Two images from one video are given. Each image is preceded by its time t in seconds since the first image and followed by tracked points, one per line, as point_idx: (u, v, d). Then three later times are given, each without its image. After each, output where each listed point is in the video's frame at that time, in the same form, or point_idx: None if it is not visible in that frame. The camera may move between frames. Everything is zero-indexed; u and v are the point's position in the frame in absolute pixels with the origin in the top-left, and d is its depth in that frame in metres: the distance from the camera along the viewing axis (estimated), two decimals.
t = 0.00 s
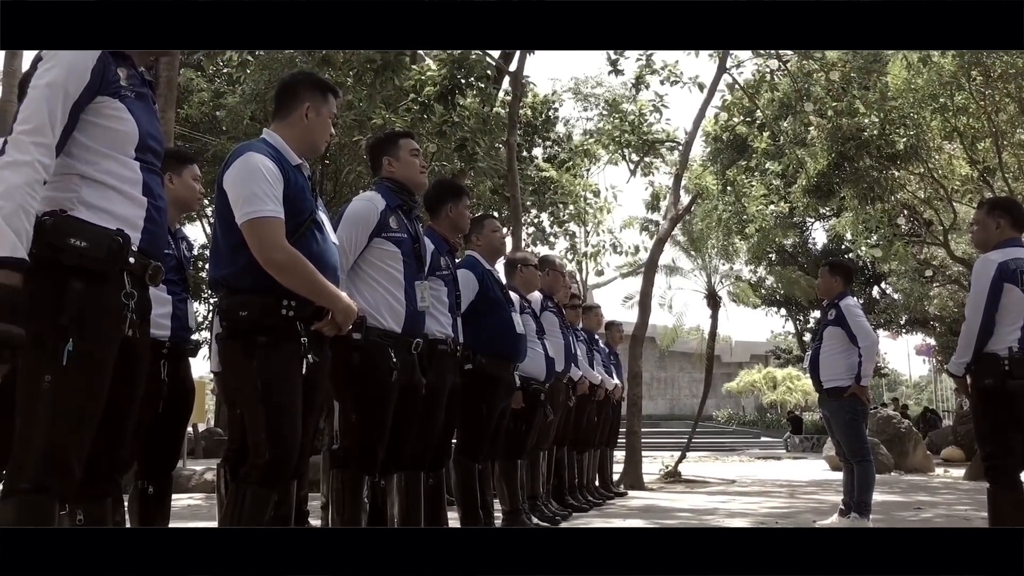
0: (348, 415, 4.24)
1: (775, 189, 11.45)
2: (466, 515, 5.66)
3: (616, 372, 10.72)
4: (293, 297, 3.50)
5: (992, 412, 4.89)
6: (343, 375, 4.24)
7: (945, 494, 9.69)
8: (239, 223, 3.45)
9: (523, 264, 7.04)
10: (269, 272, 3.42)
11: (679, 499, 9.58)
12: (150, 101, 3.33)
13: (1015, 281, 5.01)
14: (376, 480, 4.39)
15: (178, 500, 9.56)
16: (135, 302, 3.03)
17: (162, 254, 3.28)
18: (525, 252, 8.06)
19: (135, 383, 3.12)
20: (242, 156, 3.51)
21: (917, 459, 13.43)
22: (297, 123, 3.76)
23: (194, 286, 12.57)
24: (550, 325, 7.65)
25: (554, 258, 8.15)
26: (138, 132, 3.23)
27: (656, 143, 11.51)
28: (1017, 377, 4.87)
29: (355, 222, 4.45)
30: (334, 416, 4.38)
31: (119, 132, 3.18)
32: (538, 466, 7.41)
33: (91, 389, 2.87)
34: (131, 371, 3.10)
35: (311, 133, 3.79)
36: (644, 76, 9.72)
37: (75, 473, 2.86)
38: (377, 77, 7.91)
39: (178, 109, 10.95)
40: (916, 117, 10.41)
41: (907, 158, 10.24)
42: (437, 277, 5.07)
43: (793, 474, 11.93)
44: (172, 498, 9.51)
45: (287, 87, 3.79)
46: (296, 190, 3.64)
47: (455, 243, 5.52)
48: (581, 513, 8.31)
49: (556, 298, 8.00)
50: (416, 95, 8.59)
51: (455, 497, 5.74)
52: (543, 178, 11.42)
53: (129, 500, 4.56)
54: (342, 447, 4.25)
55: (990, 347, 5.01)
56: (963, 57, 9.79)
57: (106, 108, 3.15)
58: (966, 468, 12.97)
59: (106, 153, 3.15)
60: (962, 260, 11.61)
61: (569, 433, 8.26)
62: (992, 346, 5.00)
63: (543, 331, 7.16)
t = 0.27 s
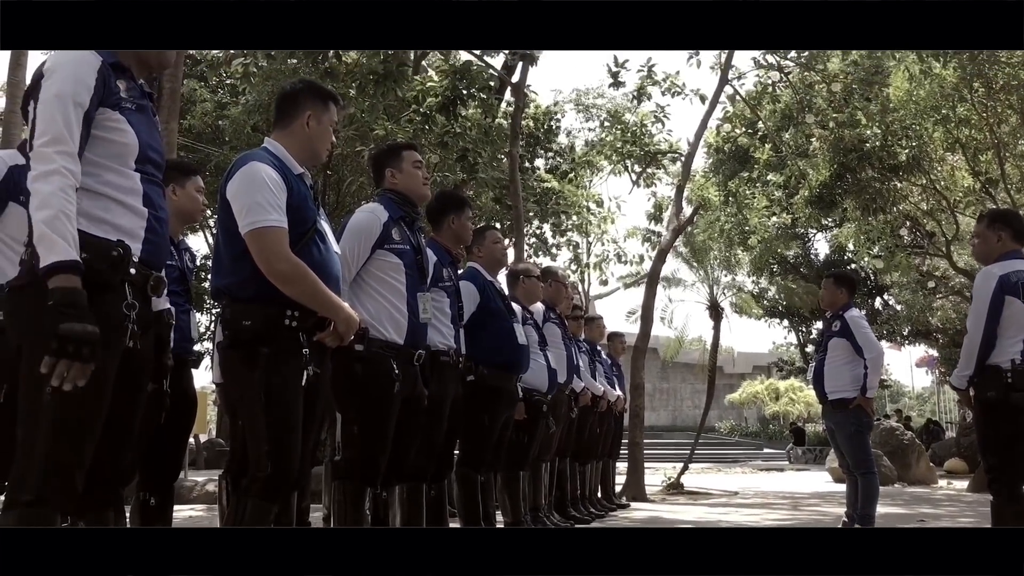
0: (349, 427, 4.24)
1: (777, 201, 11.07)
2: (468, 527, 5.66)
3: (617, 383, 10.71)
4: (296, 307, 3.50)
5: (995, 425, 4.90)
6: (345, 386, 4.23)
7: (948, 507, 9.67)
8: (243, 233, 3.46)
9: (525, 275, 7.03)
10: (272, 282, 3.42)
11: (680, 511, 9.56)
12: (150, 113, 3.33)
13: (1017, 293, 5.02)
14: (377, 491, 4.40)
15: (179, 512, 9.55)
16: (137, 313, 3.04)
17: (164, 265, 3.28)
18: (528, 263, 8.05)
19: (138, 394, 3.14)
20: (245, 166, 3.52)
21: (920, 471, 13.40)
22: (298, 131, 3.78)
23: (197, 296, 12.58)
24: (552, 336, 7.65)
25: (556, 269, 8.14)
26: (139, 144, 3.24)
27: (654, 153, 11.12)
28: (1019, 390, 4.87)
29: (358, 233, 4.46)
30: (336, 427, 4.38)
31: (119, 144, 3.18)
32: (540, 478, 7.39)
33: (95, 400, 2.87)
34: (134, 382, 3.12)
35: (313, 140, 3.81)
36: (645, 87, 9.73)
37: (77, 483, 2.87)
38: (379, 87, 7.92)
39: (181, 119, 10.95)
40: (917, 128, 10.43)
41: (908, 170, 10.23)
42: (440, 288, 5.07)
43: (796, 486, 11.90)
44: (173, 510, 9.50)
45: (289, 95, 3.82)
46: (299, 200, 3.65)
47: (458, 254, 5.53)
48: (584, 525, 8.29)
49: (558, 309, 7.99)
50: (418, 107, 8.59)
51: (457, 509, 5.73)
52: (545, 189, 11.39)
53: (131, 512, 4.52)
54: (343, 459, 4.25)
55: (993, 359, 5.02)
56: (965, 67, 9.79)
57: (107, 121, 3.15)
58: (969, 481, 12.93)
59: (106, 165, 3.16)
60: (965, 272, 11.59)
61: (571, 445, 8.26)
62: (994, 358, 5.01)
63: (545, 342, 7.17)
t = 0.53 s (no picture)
0: (351, 439, 4.24)
1: (779, 214, 10.48)
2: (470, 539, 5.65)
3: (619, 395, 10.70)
4: (300, 317, 3.51)
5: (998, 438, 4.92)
6: (346, 398, 4.23)
7: (951, 520, 9.64)
8: (246, 243, 3.46)
9: (527, 287, 7.05)
10: (276, 292, 3.43)
11: (682, 523, 9.54)
12: (151, 124, 3.35)
13: (1018, 307, 5.03)
14: (379, 503, 4.39)
15: (181, 524, 9.54)
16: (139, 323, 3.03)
17: (165, 277, 3.31)
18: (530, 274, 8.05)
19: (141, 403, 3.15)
20: (248, 176, 3.53)
21: (923, 483, 13.35)
22: (297, 139, 3.80)
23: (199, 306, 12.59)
24: (553, 348, 7.65)
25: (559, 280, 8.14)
26: (140, 156, 3.25)
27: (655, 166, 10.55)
28: (1022, 403, 4.88)
29: (360, 245, 4.45)
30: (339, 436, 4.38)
31: (121, 156, 3.19)
32: (542, 491, 7.37)
33: (96, 414, 2.89)
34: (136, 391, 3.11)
35: (312, 148, 3.83)
36: (647, 98, 9.72)
37: (79, 495, 2.89)
38: (380, 99, 7.90)
39: (184, 131, 10.96)
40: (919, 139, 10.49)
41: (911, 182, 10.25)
42: (442, 299, 5.07)
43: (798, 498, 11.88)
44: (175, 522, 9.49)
45: (288, 103, 3.84)
46: (302, 210, 3.65)
47: (460, 266, 5.53)
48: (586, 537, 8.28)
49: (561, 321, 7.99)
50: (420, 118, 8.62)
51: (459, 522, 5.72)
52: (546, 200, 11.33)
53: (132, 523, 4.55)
54: (344, 470, 4.25)
55: (994, 372, 5.04)
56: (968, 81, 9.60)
57: (110, 131, 3.16)
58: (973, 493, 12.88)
59: (108, 177, 3.18)
60: (968, 284, 11.56)
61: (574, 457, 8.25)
62: (996, 371, 5.03)
63: (547, 353, 7.16)
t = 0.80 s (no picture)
0: (353, 451, 4.26)
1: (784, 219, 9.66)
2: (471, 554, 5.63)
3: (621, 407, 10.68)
4: (303, 325, 3.65)
5: (1001, 452, 4.95)
6: (348, 409, 4.26)
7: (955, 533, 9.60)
8: (250, 252, 3.60)
9: (529, 299, 7.07)
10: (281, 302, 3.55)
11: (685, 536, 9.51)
12: (153, 137, 3.38)
13: (1020, 320, 5.04)
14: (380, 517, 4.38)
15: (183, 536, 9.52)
16: (145, 335, 3.07)
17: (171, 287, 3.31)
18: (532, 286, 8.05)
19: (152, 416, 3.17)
20: (252, 186, 3.67)
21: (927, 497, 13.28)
22: (296, 146, 3.95)
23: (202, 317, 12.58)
24: (556, 360, 7.66)
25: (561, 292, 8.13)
26: (142, 168, 3.28)
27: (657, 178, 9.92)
28: None
29: (363, 258, 4.46)
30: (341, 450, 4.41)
31: (125, 169, 3.23)
32: (543, 503, 7.36)
33: (100, 427, 2.95)
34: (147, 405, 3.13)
35: (311, 155, 3.99)
36: (650, 110, 9.74)
37: (84, 504, 2.97)
38: (384, 110, 7.89)
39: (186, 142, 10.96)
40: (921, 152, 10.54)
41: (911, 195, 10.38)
42: (444, 311, 5.09)
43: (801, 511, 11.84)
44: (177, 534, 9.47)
45: (286, 111, 4.00)
46: (304, 219, 3.80)
47: (462, 278, 5.55)
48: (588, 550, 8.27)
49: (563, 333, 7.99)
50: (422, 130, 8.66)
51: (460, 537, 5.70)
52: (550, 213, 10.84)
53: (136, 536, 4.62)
54: (345, 482, 4.26)
55: (996, 386, 5.06)
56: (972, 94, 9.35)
57: (113, 144, 3.20)
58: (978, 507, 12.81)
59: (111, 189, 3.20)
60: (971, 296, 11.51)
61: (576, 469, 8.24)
62: (998, 385, 5.05)
63: (549, 365, 7.17)
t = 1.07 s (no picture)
0: (355, 462, 4.27)
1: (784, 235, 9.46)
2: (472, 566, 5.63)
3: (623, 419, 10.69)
4: (305, 334, 3.70)
5: (1004, 465, 5.08)
6: (350, 422, 4.27)
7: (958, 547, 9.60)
8: (252, 261, 3.62)
9: (531, 310, 7.08)
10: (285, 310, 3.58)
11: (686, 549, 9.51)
12: (157, 149, 3.41)
13: (1022, 334, 5.16)
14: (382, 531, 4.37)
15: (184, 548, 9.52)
16: (152, 348, 3.19)
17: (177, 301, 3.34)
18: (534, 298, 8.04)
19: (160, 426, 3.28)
20: (253, 196, 3.69)
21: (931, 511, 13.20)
22: (295, 155, 3.99)
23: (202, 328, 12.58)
24: (558, 372, 7.66)
25: (563, 304, 8.12)
26: (146, 181, 3.32)
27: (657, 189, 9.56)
28: None
29: (365, 271, 4.45)
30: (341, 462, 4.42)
31: (128, 183, 3.26)
32: (544, 515, 7.37)
33: (105, 438, 3.06)
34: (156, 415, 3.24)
35: (309, 162, 4.03)
36: (652, 123, 9.76)
37: (92, 511, 3.08)
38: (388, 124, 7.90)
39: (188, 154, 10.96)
40: (923, 164, 10.29)
41: (915, 208, 9.93)
42: (446, 324, 5.09)
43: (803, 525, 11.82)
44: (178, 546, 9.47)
45: (284, 120, 4.02)
46: (305, 229, 3.84)
47: (464, 290, 5.55)
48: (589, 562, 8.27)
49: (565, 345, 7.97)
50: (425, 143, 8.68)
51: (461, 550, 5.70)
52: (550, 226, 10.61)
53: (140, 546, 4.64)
54: (346, 494, 4.26)
55: (999, 400, 5.19)
56: (974, 107, 9.17)
57: (116, 157, 3.23)
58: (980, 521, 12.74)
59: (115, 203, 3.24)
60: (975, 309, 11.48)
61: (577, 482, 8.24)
62: (1001, 399, 5.19)
63: (551, 378, 7.17)
